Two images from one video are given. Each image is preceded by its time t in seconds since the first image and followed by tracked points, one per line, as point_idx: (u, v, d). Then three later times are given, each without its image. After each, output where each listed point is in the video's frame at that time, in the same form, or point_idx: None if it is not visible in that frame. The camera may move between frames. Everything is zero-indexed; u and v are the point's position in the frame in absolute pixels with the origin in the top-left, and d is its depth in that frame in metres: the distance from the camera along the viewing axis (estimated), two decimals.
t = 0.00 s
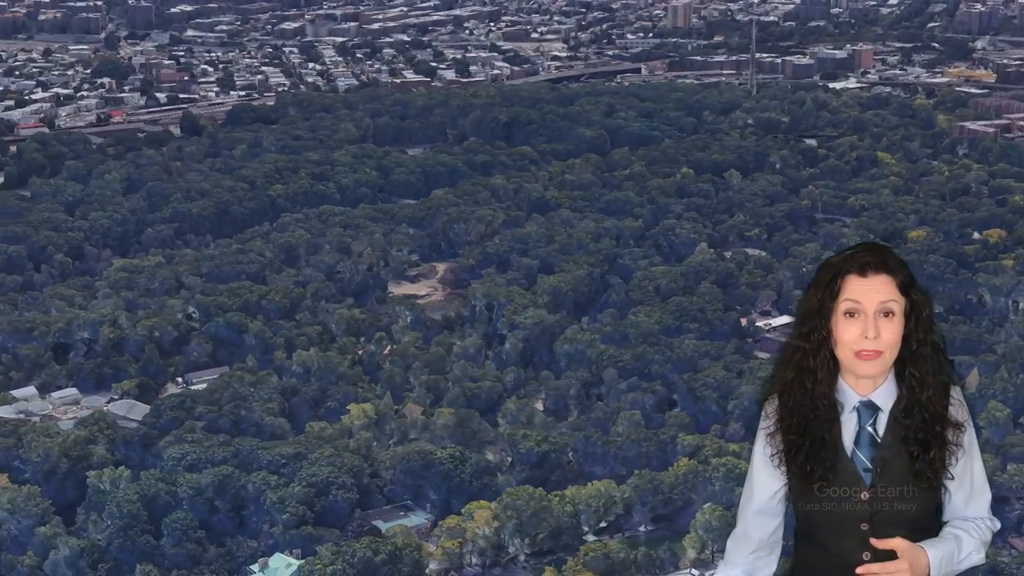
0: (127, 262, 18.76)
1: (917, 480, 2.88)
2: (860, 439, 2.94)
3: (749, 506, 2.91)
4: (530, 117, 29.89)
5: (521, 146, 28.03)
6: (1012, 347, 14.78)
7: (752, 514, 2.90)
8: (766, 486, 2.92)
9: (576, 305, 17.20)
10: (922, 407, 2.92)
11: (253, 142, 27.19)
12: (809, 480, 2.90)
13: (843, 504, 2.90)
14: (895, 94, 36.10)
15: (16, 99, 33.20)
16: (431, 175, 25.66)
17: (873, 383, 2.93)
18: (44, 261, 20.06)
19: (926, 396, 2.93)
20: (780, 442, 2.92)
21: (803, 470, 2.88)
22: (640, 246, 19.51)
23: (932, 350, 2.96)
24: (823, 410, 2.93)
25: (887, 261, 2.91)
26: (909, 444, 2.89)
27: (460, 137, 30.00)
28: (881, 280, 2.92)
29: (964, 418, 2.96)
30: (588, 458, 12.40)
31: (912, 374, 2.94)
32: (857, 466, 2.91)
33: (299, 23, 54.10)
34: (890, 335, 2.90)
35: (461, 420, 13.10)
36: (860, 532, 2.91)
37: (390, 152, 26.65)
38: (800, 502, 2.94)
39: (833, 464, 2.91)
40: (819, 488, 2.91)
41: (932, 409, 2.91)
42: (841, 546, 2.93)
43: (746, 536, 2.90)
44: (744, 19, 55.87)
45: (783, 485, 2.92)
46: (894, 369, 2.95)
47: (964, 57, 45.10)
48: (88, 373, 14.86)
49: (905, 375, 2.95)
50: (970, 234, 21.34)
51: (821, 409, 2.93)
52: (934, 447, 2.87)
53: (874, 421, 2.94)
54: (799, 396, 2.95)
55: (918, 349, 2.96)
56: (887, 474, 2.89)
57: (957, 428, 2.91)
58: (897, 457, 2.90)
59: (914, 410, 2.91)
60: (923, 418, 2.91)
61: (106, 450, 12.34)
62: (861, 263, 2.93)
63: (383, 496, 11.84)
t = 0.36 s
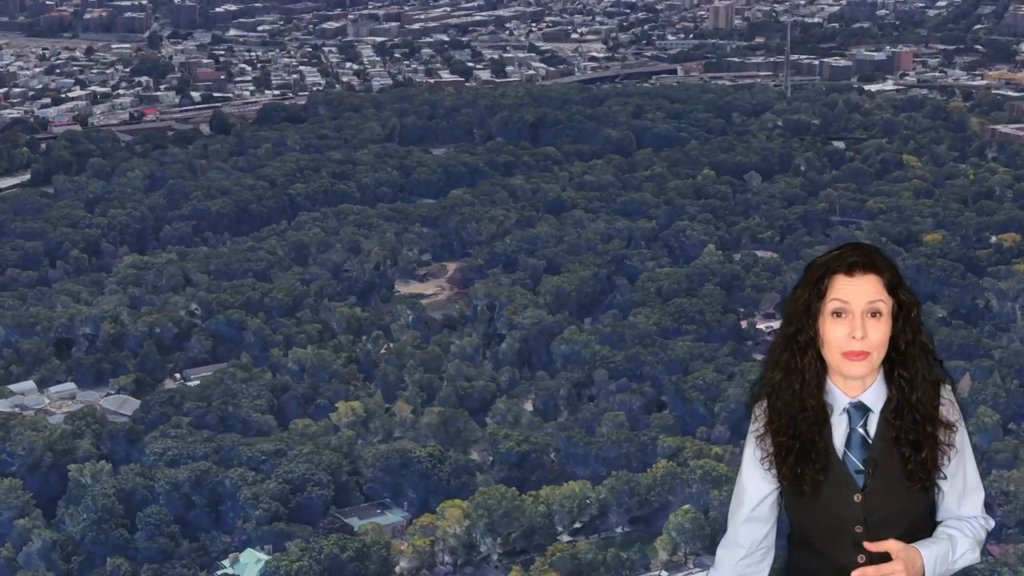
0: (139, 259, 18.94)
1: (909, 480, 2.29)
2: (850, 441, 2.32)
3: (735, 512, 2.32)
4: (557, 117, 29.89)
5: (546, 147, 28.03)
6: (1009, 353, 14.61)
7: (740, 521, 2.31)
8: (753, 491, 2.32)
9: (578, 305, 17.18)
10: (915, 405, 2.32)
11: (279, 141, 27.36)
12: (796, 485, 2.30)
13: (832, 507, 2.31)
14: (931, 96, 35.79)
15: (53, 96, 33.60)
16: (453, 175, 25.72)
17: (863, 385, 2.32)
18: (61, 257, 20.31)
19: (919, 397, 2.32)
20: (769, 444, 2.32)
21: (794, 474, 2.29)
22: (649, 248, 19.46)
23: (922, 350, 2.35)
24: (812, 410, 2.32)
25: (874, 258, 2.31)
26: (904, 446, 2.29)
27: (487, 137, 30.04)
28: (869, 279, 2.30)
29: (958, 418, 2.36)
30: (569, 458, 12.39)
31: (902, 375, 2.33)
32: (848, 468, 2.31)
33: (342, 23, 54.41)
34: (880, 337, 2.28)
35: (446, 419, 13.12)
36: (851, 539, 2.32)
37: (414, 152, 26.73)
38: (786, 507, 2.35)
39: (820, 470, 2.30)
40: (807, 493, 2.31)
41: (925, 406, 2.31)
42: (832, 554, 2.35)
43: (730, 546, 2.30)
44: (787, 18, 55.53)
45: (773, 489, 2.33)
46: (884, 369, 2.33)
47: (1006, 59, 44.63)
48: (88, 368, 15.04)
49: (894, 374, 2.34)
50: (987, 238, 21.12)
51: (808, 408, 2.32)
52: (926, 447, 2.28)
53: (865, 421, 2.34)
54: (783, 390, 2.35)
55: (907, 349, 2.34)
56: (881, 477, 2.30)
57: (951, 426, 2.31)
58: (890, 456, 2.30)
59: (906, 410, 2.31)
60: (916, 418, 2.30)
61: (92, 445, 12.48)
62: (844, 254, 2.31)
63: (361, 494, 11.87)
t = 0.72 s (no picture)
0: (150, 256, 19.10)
1: (904, 481, 1.95)
2: (844, 441, 1.97)
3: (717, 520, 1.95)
4: (584, 118, 29.82)
5: (571, 148, 27.95)
6: (1006, 358, 14.44)
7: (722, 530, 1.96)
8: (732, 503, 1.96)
9: (581, 306, 17.14)
10: (911, 405, 1.96)
11: (304, 141, 27.48)
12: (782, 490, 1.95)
13: (822, 513, 1.96)
14: (967, 97, 35.35)
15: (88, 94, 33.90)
16: (474, 175, 25.70)
17: (856, 385, 1.97)
18: (77, 253, 20.51)
19: (915, 395, 1.96)
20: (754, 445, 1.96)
21: (783, 477, 1.93)
22: (659, 249, 19.38)
23: (917, 348, 1.99)
24: (801, 408, 1.96)
25: (867, 253, 1.95)
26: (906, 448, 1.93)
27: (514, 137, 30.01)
28: (863, 275, 1.95)
29: (956, 414, 2.00)
30: (551, 459, 12.40)
31: (897, 372, 1.97)
32: (839, 475, 1.96)
33: (383, 23, 54.51)
34: (875, 334, 1.94)
35: (431, 417, 13.14)
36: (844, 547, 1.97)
37: (437, 151, 26.75)
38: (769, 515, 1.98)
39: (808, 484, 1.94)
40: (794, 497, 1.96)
41: (920, 404, 1.95)
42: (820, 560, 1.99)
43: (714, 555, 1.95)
44: (831, 16, 54.98)
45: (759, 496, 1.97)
46: (876, 363, 1.98)
47: None
48: (87, 364, 15.19)
49: (888, 372, 1.98)
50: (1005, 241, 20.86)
51: (797, 407, 1.95)
52: (925, 447, 1.93)
53: (857, 422, 1.98)
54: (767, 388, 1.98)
55: (902, 346, 1.99)
56: (877, 479, 1.95)
57: (947, 422, 1.96)
58: (884, 458, 1.95)
59: (901, 409, 1.96)
60: (911, 417, 1.95)
61: (78, 440, 12.61)
62: (837, 249, 1.96)
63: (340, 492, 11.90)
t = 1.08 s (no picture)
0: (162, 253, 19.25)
1: (905, 482, 2.16)
2: (848, 441, 2.18)
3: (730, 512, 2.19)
4: (611, 118, 29.75)
5: (595, 149, 27.89)
6: (1002, 363, 14.31)
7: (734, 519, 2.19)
8: (749, 494, 2.18)
9: (584, 306, 17.12)
10: (912, 405, 2.17)
11: (328, 140, 27.59)
12: (789, 487, 2.17)
13: (824, 511, 2.18)
14: (1003, 98, 34.89)
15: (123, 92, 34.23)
16: (495, 175, 25.72)
17: (860, 386, 2.17)
18: (93, 250, 20.72)
19: (917, 398, 2.17)
20: (763, 443, 2.19)
21: (789, 475, 2.15)
22: (668, 251, 19.34)
23: (920, 350, 2.20)
24: (807, 411, 2.17)
25: (872, 256, 2.17)
26: (900, 447, 2.16)
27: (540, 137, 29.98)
28: (867, 280, 2.17)
29: (959, 416, 2.22)
30: (533, 459, 12.41)
31: (899, 375, 2.18)
32: (844, 471, 2.17)
33: (423, 23, 54.55)
34: (879, 339, 2.15)
35: (416, 416, 13.26)
36: (844, 542, 2.18)
37: (459, 151, 26.78)
38: (781, 509, 2.21)
39: (820, 467, 2.17)
40: (800, 493, 2.18)
41: (922, 406, 2.17)
42: (824, 555, 2.20)
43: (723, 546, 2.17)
44: (876, 16, 54.38)
45: (767, 492, 2.19)
46: (882, 366, 2.19)
47: None
48: (87, 359, 15.36)
49: (892, 374, 2.19)
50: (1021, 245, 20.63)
51: (804, 409, 2.17)
52: (924, 449, 2.14)
53: (862, 423, 2.19)
54: (776, 390, 2.20)
55: (907, 349, 2.20)
56: (878, 478, 2.17)
57: (949, 425, 2.18)
58: (886, 458, 2.16)
59: (903, 411, 2.17)
60: (914, 418, 2.16)
61: (65, 434, 12.75)
62: (841, 252, 2.18)
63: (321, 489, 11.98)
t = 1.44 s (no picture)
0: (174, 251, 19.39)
1: (913, 480, 2.42)
2: (857, 441, 2.44)
3: (743, 509, 2.45)
4: (636, 119, 29.59)
5: (619, 150, 27.76)
6: (997, 369, 14.15)
7: (748, 518, 2.45)
8: (766, 489, 2.45)
9: (587, 307, 17.08)
10: (920, 406, 2.43)
11: (351, 139, 27.62)
12: (800, 483, 2.42)
13: (833, 507, 2.44)
14: None
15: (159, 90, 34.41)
16: (516, 175, 25.67)
17: (869, 385, 2.44)
18: (108, 247, 20.89)
19: (925, 399, 2.43)
20: (775, 442, 2.44)
21: (799, 471, 2.40)
22: (677, 252, 19.26)
23: (929, 351, 2.47)
24: (817, 409, 2.43)
25: (882, 255, 2.43)
26: (907, 446, 2.41)
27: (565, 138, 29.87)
28: (877, 279, 2.43)
29: (963, 418, 2.48)
30: (516, 459, 12.43)
31: (908, 374, 2.45)
32: (854, 468, 2.43)
33: (462, 23, 54.29)
34: (887, 338, 2.41)
35: (402, 415, 13.31)
36: (853, 538, 2.44)
37: (482, 151, 26.75)
38: (793, 506, 2.47)
39: (832, 464, 2.43)
40: (810, 490, 2.43)
41: (929, 407, 2.43)
42: (837, 547, 2.46)
43: (736, 547, 2.44)
44: (921, 15, 53.56)
45: (780, 487, 2.45)
46: (891, 368, 2.46)
47: None
48: (87, 354, 15.51)
49: (900, 375, 2.46)
50: None
51: (815, 408, 2.43)
52: (932, 448, 2.40)
53: (871, 422, 2.45)
54: (786, 390, 2.45)
55: (915, 351, 2.46)
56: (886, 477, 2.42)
57: (955, 426, 2.44)
58: (895, 457, 2.42)
59: (911, 411, 2.43)
60: (921, 417, 2.42)
61: (53, 428, 12.89)
62: (852, 254, 2.44)
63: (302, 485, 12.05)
